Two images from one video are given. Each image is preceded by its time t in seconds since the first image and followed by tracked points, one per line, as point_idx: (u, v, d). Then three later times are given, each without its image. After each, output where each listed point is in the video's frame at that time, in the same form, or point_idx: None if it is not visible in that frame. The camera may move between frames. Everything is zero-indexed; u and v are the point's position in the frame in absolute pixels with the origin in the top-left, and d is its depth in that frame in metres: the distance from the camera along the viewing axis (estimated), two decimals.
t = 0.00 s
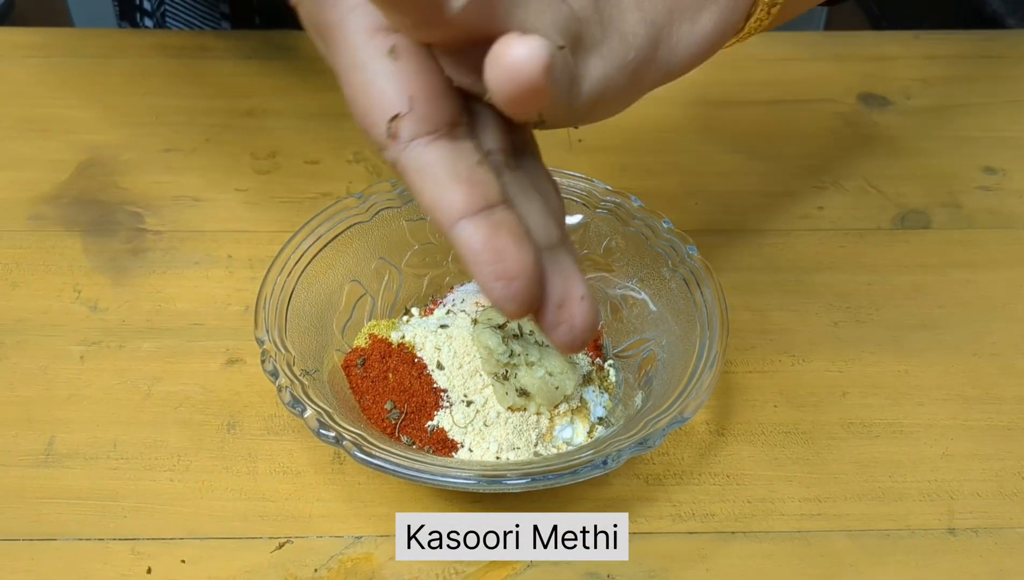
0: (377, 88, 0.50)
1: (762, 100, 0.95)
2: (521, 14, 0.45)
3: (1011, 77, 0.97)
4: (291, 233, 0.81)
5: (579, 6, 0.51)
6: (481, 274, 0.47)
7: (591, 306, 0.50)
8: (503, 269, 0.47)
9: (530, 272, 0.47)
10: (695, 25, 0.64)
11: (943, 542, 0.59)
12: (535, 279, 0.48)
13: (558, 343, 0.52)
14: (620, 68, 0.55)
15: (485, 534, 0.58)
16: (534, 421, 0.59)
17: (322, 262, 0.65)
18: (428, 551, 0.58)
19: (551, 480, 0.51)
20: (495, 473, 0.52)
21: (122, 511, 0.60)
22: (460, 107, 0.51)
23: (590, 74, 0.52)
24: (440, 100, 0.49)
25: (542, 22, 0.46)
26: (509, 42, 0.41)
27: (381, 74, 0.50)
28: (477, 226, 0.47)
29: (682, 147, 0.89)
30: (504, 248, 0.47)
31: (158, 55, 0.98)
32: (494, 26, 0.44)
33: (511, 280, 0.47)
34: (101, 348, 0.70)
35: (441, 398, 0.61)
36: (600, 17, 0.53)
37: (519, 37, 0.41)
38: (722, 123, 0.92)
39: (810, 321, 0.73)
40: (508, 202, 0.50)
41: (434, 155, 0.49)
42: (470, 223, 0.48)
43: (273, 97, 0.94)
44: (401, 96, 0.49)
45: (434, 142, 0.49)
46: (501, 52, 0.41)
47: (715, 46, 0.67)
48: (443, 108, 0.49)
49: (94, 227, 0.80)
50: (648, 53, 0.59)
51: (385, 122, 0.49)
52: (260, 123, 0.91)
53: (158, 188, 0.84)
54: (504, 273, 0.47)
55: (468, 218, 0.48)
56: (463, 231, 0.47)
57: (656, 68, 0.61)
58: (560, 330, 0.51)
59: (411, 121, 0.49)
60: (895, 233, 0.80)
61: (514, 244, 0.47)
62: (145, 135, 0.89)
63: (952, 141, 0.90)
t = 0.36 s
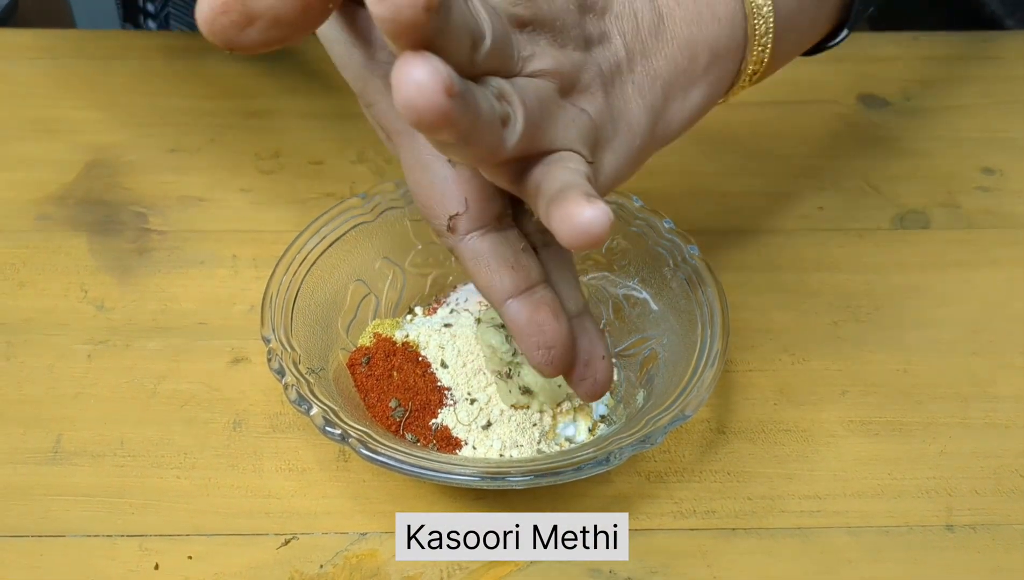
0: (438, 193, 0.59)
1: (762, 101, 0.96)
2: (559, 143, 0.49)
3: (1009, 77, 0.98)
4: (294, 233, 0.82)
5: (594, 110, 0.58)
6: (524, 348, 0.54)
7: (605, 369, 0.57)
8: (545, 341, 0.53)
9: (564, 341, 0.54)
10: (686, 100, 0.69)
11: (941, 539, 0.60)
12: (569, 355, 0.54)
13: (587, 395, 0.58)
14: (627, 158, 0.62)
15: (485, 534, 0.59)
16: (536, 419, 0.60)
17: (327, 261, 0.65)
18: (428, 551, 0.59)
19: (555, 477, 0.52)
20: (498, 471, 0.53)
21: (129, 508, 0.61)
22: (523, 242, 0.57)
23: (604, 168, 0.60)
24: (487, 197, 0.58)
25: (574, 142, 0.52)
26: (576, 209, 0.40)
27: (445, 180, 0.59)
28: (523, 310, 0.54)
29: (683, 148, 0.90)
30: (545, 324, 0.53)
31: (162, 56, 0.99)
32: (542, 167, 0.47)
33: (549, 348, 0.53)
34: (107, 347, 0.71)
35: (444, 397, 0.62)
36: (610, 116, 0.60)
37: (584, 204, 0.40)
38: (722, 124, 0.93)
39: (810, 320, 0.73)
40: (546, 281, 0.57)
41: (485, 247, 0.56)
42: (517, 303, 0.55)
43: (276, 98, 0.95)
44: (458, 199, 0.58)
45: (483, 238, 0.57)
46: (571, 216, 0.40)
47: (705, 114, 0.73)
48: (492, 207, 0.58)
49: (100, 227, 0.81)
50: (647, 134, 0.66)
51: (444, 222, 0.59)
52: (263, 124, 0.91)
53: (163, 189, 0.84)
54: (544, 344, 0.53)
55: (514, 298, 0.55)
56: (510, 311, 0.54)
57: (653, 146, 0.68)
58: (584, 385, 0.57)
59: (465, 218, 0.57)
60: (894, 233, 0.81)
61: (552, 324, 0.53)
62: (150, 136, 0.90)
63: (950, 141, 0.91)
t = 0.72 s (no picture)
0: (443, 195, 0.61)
1: (763, 102, 0.96)
2: (567, 190, 0.46)
3: (1009, 77, 0.98)
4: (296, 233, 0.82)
5: (596, 150, 0.52)
6: (518, 339, 0.53)
7: (596, 363, 0.55)
8: (537, 332, 0.52)
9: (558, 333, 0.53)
10: (673, 123, 0.67)
11: (943, 539, 0.60)
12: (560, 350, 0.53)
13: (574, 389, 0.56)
14: (626, 187, 0.58)
15: (485, 534, 0.58)
16: (538, 419, 0.60)
17: (329, 261, 0.65)
18: (428, 551, 0.59)
19: (557, 476, 0.52)
20: (500, 470, 0.53)
21: (131, 508, 0.61)
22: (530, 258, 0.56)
23: (606, 203, 0.55)
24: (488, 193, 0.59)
25: (580, 185, 0.47)
26: (613, 286, 0.38)
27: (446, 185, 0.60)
28: (518, 305, 0.54)
29: (684, 148, 0.90)
30: (538, 318, 0.53)
31: (164, 56, 0.99)
32: (562, 219, 0.43)
33: (543, 340, 0.52)
34: (109, 347, 0.71)
35: (446, 397, 0.62)
36: (610, 148, 0.55)
37: (621, 281, 0.38)
38: (724, 125, 0.93)
39: (811, 321, 0.73)
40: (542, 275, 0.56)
41: (484, 245, 0.57)
42: (512, 298, 0.54)
43: (278, 98, 0.95)
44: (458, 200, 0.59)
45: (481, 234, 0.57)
46: (608, 298, 0.38)
47: (691, 132, 0.71)
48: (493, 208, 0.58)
49: (102, 227, 0.81)
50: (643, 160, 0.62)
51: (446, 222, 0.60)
52: (265, 124, 0.91)
53: (165, 189, 0.84)
54: (536, 336, 0.52)
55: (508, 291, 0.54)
56: (506, 305, 0.54)
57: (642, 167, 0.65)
58: (574, 378, 0.55)
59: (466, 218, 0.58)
60: (895, 233, 0.81)
61: (546, 318, 0.53)
62: (152, 136, 0.90)
63: (951, 141, 0.91)
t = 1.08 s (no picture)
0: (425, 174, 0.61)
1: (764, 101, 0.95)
2: (592, 240, 0.42)
3: (1012, 75, 0.97)
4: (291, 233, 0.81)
5: (613, 196, 0.49)
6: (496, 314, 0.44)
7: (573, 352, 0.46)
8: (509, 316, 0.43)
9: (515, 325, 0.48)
10: (692, 150, 0.66)
11: (947, 543, 0.59)
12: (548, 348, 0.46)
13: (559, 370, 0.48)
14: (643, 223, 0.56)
15: (485, 534, 0.57)
16: (535, 421, 0.59)
17: (324, 261, 0.65)
18: (428, 551, 0.57)
19: (554, 480, 0.51)
20: (497, 474, 0.52)
21: (122, 512, 0.60)
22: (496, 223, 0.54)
23: (625, 245, 0.53)
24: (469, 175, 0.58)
25: (601, 232, 0.44)
26: (507, 264, 0.35)
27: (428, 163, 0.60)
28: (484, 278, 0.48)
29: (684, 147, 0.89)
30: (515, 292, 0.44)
31: (159, 55, 0.98)
32: (586, 277, 0.39)
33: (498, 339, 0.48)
34: (102, 348, 0.70)
35: (442, 398, 0.61)
36: (628, 191, 0.53)
37: (653, 351, 0.36)
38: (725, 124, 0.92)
39: (813, 321, 0.72)
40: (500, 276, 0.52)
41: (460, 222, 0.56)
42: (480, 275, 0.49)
43: (274, 97, 0.94)
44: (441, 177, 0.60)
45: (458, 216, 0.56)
46: (641, 365, 0.36)
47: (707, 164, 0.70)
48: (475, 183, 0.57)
49: (95, 226, 0.80)
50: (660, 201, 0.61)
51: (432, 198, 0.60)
52: (260, 123, 0.90)
53: (159, 188, 0.83)
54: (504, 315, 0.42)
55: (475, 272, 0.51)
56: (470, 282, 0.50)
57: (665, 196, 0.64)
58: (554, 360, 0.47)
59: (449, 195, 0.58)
60: (897, 233, 0.80)
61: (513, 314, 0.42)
62: (146, 135, 0.89)
63: (954, 141, 0.90)
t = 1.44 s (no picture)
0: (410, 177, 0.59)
1: (768, 96, 0.93)
2: (566, 217, 0.42)
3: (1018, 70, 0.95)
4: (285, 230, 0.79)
5: (590, 171, 0.48)
6: (485, 331, 0.46)
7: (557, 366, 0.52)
8: (506, 325, 0.46)
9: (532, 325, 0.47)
10: (681, 132, 0.63)
11: (957, 547, 0.57)
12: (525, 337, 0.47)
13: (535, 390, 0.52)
14: (630, 203, 0.54)
15: (485, 533, 0.56)
16: (534, 421, 0.57)
17: (317, 258, 0.63)
18: (428, 551, 0.56)
19: (553, 483, 0.50)
20: (494, 476, 0.50)
21: (109, 515, 0.59)
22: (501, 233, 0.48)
23: (605, 226, 0.50)
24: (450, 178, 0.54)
25: (576, 209, 0.43)
26: (616, 335, 0.35)
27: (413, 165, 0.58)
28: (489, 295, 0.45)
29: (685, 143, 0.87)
30: (511, 311, 0.46)
31: (152, 49, 0.96)
32: (561, 255, 0.39)
33: (515, 333, 0.46)
34: (91, 347, 0.68)
35: (438, 398, 0.59)
36: (607, 170, 0.51)
37: (621, 328, 0.35)
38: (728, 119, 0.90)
39: (818, 320, 0.71)
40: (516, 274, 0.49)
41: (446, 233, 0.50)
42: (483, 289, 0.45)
43: (267, 92, 0.92)
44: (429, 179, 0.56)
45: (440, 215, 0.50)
46: (608, 343, 0.35)
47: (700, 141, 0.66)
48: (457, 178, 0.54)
49: (85, 223, 0.78)
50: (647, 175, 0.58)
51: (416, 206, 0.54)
52: (254, 119, 0.89)
53: (151, 184, 0.82)
54: (506, 330, 0.46)
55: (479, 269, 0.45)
56: (474, 297, 0.45)
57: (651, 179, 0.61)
58: (533, 380, 0.52)
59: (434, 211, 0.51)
60: (903, 229, 0.78)
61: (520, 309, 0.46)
62: (138, 130, 0.87)
63: (961, 136, 0.88)
